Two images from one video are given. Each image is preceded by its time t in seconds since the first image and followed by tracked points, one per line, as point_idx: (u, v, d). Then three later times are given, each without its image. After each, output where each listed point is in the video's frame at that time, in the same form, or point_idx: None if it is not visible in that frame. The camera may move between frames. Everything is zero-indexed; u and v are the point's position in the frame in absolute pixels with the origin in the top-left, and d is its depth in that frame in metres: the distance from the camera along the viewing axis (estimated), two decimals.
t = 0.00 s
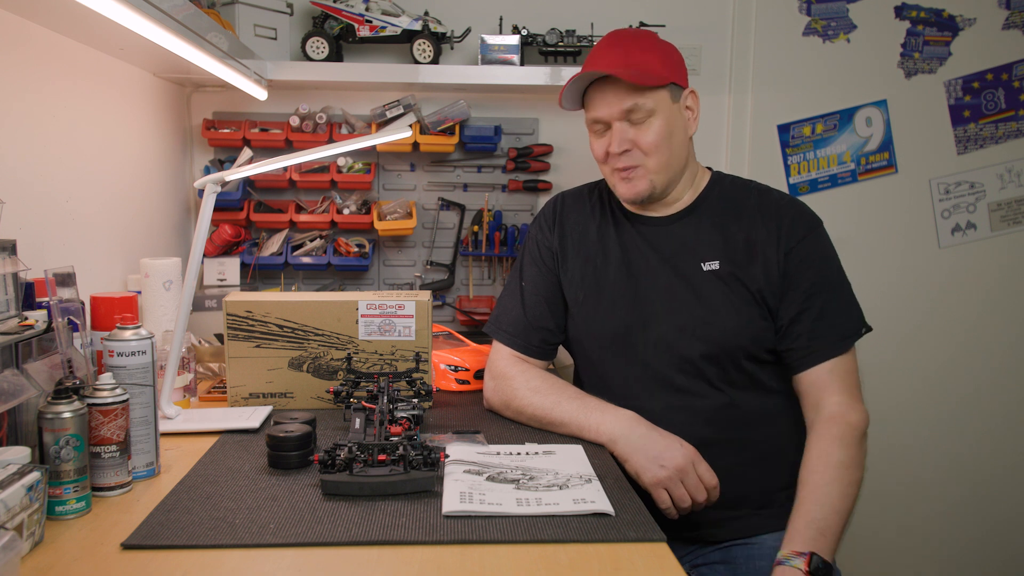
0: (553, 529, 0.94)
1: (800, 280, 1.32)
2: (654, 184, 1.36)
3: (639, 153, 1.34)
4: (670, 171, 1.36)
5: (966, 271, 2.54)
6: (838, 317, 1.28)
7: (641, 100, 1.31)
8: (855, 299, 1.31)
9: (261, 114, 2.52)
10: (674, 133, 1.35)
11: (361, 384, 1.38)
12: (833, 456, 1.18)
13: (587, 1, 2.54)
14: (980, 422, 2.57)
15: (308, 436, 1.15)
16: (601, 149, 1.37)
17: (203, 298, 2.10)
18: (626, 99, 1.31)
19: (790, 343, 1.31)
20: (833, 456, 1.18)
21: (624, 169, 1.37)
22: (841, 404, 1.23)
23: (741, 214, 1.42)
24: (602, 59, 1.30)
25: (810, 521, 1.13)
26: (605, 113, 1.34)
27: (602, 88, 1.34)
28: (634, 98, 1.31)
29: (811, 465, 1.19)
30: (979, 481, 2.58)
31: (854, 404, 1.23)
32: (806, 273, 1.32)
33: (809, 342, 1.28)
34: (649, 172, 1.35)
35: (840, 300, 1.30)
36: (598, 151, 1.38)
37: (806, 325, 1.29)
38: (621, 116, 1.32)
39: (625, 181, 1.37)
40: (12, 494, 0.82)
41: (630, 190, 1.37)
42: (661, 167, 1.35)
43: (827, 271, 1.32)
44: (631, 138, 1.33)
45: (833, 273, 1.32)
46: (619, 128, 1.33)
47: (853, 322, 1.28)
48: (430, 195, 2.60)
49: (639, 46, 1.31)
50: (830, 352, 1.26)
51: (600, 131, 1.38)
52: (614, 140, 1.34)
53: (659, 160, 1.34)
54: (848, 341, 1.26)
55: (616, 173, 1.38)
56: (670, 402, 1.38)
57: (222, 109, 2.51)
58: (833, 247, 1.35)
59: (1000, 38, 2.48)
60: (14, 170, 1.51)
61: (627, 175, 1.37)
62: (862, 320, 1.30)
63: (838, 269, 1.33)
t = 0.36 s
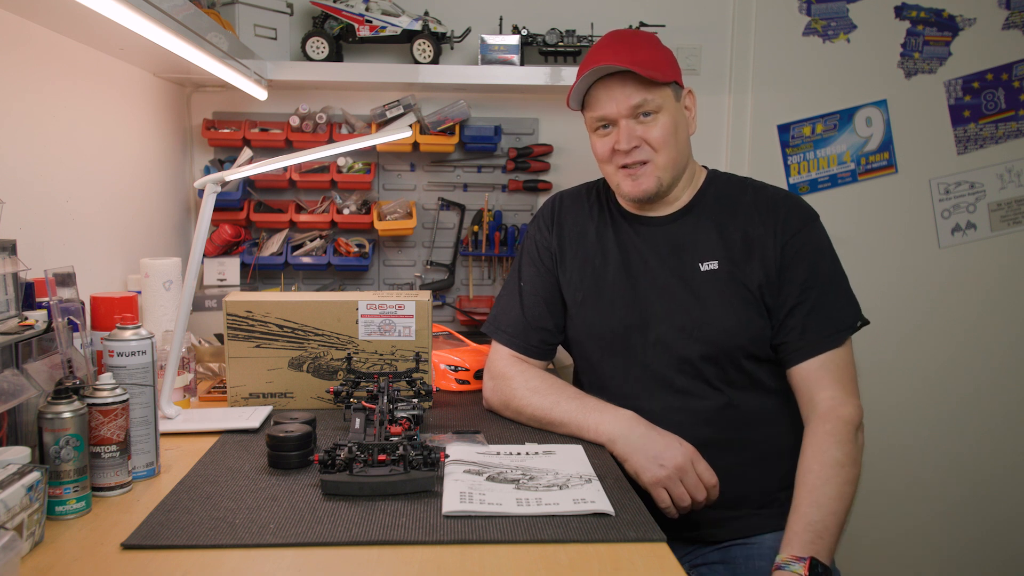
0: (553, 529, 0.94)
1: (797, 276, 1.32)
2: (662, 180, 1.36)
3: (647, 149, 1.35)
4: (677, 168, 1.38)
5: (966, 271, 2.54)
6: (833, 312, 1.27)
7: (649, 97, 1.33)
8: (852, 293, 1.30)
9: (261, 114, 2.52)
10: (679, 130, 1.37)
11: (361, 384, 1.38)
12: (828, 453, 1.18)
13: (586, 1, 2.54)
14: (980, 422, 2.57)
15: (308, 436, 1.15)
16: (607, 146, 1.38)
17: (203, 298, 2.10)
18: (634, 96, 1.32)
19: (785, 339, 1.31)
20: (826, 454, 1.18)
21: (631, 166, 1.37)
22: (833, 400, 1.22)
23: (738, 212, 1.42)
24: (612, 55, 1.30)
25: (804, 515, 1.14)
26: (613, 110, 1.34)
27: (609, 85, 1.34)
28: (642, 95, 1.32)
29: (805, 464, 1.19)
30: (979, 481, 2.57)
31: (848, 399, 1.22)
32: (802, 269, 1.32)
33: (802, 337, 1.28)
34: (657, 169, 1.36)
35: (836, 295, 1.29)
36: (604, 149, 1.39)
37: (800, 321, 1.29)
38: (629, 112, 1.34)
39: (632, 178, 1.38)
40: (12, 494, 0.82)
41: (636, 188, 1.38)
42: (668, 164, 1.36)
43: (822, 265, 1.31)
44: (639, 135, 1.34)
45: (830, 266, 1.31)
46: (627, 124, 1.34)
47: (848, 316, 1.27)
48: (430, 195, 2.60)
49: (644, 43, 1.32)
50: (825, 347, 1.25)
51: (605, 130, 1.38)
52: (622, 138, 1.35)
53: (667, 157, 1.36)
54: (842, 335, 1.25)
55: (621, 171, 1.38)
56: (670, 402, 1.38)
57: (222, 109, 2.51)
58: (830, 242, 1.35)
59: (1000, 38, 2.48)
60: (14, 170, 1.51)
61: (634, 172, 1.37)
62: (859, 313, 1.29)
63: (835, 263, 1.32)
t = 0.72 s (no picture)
0: (553, 529, 0.94)
1: (796, 276, 1.32)
2: (660, 182, 1.37)
3: (644, 151, 1.35)
4: (674, 169, 1.38)
5: (966, 271, 2.54)
6: (832, 312, 1.27)
7: (645, 99, 1.32)
8: (851, 293, 1.30)
9: (261, 114, 2.52)
10: (676, 132, 1.37)
11: (361, 384, 1.38)
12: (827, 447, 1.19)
13: (586, 1, 2.54)
14: (980, 422, 2.57)
15: (308, 435, 1.15)
16: (604, 149, 1.38)
17: (203, 298, 2.10)
18: (629, 99, 1.32)
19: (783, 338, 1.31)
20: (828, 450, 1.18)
21: (629, 169, 1.37)
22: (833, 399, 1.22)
23: (737, 212, 1.42)
24: (609, 58, 1.30)
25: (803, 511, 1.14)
26: (609, 113, 1.34)
27: (604, 88, 1.34)
28: (637, 97, 1.32)
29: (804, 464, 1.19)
30: (979, 481, 2.57)
31: (848, 399, 1.22)
32: (801, 268, 1.32)
33: (802, 336, 1.28)
34: (654, 171, 1.36)
35: (834, 295, 1.29)
36: (601, 152, 1.39)
37: (798, 320, 1.29)
38: (625, 115, 1.34)
39: (630, 180, 1.38)
40: (12, 494, 0.82)
41: (634, 191, 1.38)
42: (665, 166, 1.36)
43: (822, 265, 1.31)
44: (636, 138, 1.34)
45: (829, 266, 1.31)
46: (623, 127, 1.34)
47: (847, 315, 1.27)
48: (430, 195, 2.60)
49: (639, 45, 1.32)
50: (823, 346, 1.25)
51: (602, 132, 1.39)
52: (618, 141, 1.35)
53: (664, 158, 1.36)
54: (841, 335, 1.25)
55: (619, 174, 1.39)
56: (670, 401, 1.38)
57: (222, 109, 2.51)
58: (829, 242, 1.35)
59: (1000, 38, 2.48)
60: (14, 170, 1.51)
61: (632, 174, 1.37)
62: (859, 313, 1.29)
63: (834, 263, 1.32)
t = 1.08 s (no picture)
0: (553, 529, 0.94)
1: (796, 276, 1.32)
2: (659, 184, 1.36)
3: (643, 152, 1.35)
4: (673, 171, 1.37)
5: (966, 272, 2.54)
6: (833, 312, 1.27)
7: (644, 100, 1.32)
8: (852, 293, 1.30)
9: (261, 114, 2.52)
10: (675, 133, 1.37)
11: (361, 384, 1.38)
12: (827, 449, 1.18)
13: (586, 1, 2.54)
14: (980, 422, 2.57)
15: (308, 436, 1.15)
16: (603, 150, 1.38)
17: (203, 298, 2.10)
18: (628, 99, 1.32)
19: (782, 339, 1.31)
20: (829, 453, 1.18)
21: (628, 170, 1.37)
22: (835, 399, 1.22)
23: (737, 212, 1.42)
24: (608, 58, 1.30)
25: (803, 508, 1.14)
26: (608, 113, 1.34)
27: (604, 89, 1.34)
28: (636, 98, 1.32)
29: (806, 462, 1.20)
30: (979, 481, 2.57)
31: (848, 399, 1.22)
32: (802, 268, 1.32)
33: (803, 337, 1.28)
34: (653, 172, 1.36)
35: (834, 295, 1.29)
36: (600, 152, 1.39)
37: (799, 321, 1.29)
38: (623, 116, 1.34)
39: (630, 181, 1.38)
40: (12, 494, 0.82)
41: (633, 192, 1.38)
42: (664, 167, 1.36)
43: (822, 265, 1.31)
44: (634, 139, 1.34)
45: (829, 266, 1.31)
46: (622, 128, 1.34)
47: (846, 317, 1.27)
48: (430, 195, 2.60)
49: (638, 45, 1.32)
50: (822, 345, 1.26)
51: (601, 132, 1.39)
52: (617, 141, 1.35)
53: (662, 160, 1.36)
54: (841, 336, 1.26)
55: (618, 175, 1.39)
56: (670, 402, 1.38)
57: (222, 109, 2.51)
58: (829, 242, 1.35)
59: (1000, 38, 2.48)
60: (14, 170, 1.51)
61: (631, 176, 1.37)
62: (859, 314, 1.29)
63: (834, 263, 1.32)
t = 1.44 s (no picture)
0: (552, 529, 0.94)
1: (801, 274, 1.33)
2: (653, 179, 1.36)
3: (635, 148, 1.35)
4: (666, 167, 1.37)
5: (966, 272, 2.54)
6: (841, 309, 1.29)
7: (636, 95, 1.33)
8: (861, 289, 1.32)
9: (261, 114, 2.52)
10: (668, 128, 1.37)
11: (361, 384, 1.38)
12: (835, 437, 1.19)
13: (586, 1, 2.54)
14: (980, 422, 2.57)
15: (308, 436, 1.15)
16: (597, 146, 1.39)
17: (203, 298, 2.10)
18: (620, 95, 1.33)
19: (798, 340, 1.32)
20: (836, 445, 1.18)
21: (621, 166, 1.37)
22: (855, 391, 1.24)
23: (738, 209, 1.42)
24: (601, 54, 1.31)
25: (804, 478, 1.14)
26: (600, 110, 1.36)
27: (598, 85, 1.36)
28: (628, 93, 1.33)
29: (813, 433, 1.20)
30: (978, 481, 2.58)
31: (867, 393, 1.24)
32: (806, 266, 1.33)
33: (822, 338, 1.29)
34: (646, 168, 1.35)
35: (845, 292, 1.30)
36: (594, 148, 1.40)
37: (811, 318, 1.30)
38: (616, 111, 1.34)
39: (624, 177, 1.38)
40: (12, 494, 0.82)
41: (627, 188, 1.38)
42: (657, 162, 1.36)
43: (828, 263, 1.32)
44: (627, 134, 1.35)
45: (833, 263, 1.32)
46: (614, 123, 1.35)
47: (861, 312, 1.29)
48: (430, 195, 2.60)
49: (630, 42, 1.33)
50: (842, 345, 1.27)
51: (596, 129, 1.40)
52: (610, 137, 1.36)
53: (655, 156, 1.36)
54: (856, 334, 1.27)
55: (613, 171, 1.39)
56: (670, 401, 1.38)
57: (222, 109, 2.51)
58: (831, 239, 1.36)
59: (999, 38, 2.48)
60: (14, 171, 1.51)
61: (625, 171, 1.37)
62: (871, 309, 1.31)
63: (837, 260, 1.33)
